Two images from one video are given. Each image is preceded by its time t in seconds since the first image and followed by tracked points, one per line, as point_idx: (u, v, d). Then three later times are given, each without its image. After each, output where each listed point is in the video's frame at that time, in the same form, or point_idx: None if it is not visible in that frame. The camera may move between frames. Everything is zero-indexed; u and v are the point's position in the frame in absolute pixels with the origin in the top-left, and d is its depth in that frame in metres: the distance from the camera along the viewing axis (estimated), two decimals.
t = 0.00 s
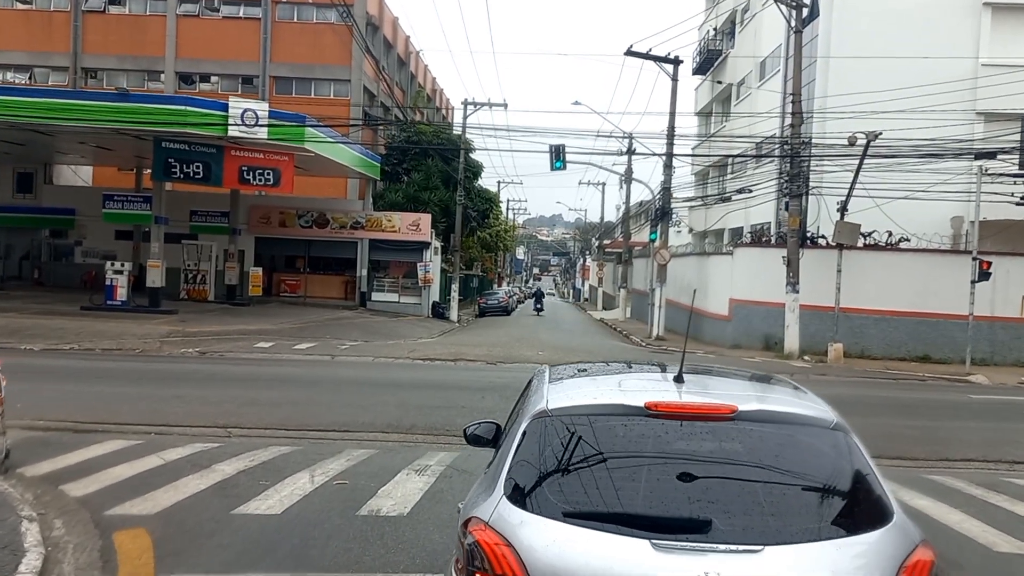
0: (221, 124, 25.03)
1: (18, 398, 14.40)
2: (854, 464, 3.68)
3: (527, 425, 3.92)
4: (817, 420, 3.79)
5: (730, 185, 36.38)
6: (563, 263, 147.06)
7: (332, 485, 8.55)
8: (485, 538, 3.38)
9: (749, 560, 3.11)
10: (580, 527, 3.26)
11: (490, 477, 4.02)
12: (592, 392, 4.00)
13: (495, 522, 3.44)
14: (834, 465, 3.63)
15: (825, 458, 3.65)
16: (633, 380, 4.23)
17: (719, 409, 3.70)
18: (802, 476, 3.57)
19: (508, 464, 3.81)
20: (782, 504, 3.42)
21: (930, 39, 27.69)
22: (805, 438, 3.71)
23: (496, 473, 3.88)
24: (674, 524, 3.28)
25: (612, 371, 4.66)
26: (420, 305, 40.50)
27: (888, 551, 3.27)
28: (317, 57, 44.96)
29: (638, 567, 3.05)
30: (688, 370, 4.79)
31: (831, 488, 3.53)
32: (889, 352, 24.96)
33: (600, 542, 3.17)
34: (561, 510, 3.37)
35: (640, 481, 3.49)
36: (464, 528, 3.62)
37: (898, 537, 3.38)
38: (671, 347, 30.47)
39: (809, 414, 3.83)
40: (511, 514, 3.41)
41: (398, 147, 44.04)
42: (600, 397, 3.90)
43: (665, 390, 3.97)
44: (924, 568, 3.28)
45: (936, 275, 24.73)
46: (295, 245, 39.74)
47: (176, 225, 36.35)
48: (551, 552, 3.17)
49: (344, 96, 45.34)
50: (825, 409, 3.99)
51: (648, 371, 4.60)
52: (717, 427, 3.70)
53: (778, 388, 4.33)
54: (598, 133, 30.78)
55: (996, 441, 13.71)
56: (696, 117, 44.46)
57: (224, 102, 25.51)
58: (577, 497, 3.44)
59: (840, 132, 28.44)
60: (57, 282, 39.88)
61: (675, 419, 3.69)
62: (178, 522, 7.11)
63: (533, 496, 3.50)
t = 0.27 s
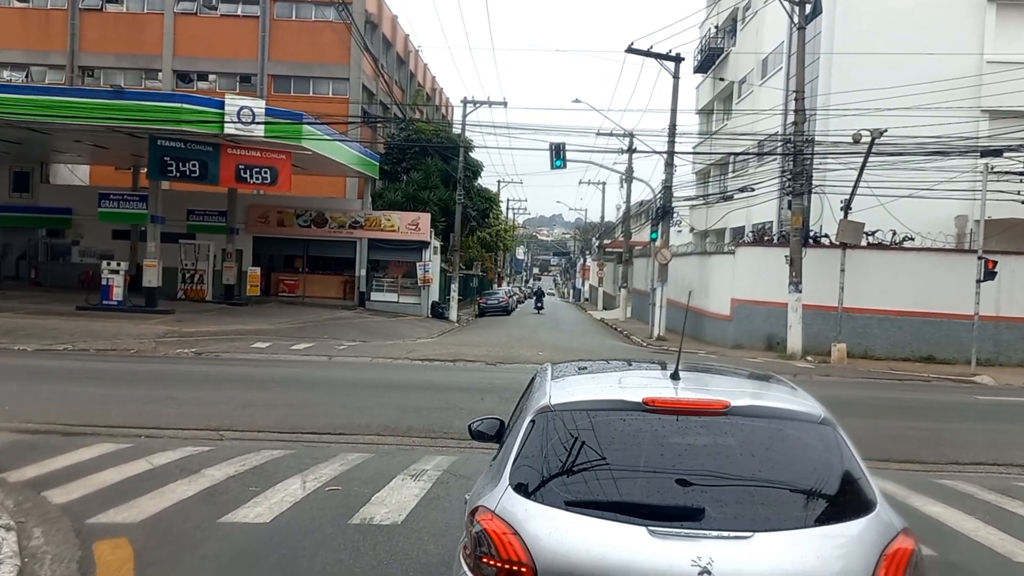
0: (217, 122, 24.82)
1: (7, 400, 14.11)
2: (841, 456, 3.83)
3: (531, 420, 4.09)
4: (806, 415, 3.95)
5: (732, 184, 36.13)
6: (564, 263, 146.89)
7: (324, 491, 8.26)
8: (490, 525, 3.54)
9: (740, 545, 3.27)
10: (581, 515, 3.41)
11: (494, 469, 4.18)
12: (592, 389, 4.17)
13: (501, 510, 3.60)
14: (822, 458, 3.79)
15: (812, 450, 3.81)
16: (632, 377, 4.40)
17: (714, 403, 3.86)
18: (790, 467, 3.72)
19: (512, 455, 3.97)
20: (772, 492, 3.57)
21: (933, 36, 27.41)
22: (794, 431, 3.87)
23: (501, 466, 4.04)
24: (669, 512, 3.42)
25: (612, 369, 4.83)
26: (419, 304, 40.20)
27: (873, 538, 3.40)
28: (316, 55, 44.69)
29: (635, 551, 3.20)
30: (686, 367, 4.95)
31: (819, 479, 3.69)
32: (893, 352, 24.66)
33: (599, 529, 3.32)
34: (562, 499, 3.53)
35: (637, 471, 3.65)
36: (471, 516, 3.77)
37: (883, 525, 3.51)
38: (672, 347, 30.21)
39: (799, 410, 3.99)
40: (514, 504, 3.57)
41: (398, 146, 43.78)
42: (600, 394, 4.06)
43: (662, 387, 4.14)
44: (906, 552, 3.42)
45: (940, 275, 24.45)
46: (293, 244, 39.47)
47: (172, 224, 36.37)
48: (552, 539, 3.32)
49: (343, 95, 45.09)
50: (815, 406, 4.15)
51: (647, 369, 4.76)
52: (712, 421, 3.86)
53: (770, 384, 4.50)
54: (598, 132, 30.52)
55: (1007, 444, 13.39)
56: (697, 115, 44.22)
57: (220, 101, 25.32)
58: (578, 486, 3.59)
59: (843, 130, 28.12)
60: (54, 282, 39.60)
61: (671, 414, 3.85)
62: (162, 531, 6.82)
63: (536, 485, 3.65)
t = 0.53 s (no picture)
0: (212, 119, 24.49)
1: None
2: (823, 445, 4.16)
3: (535, 411, 4.44)
4: (790, 408, 4.29)
5: (732, 183, 35.85)
6: (563, 263, 146.58)
7: (313, 498, 7.93)
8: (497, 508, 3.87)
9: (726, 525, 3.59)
10: (580, 499, 3.74)
11: (499, 458, 4.54)
12: (592, 384, 4.52)
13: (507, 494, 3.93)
14: (805, 447, 4.12)
15: (796, 439, 4.14)
16: (629, 373, 4.74)
17: (703, 396, 4.22)
18: (775, 455, 4.06)
19: (516, 444, 4.31)
20: (757, 476, 3.90)
21: (937, 32, 27.08)
22: (778, 423, 4.21)
23: (506, 455, 4.37)
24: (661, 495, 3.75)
25: (612, 365, 5.17)
26: (418, 304, 39.88)
27: (852, 519, 3.71)
28: (314, 53, 44.37)
29: (630, 532, 3.53)
30: (683, 364, 5.28)
31: (803, 467, 4.01)
32: (897, 353, 24.36)
33: (597, 511, 3.65)
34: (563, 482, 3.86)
35: (633, 457, 3.99)
36: (479, 500, 4.11)
37: (862, 507, 3.81)
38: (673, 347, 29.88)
39: (785, 403, 4.33)
40: (519, 489, 3.90)
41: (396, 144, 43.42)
42: (599, 388, 4.42)
43: (657, 381, 4.50)
44: (884, 531, 3.71)
45: (944, 275, 24.11)
46: (291, 243, 39.14)
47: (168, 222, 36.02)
48: (554, 520, 3.66)
49: (341, 93, 44.80)
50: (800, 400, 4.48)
51: (645, 366, 5.11)
52: (701, 413, 4.21)
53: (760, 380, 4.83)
54: (598, 129, 30.18)
55: (1019, 448, 13.06)
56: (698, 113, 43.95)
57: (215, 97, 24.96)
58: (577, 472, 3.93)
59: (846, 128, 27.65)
60: (49, 281, 39.27)
61: (664, 406, 4.21)
62: (141, 542, 6.51)
63: (538, 470, 3.99)
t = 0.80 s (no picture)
0: (205, 115, 24.06)
1: None
2: (804, 437, 4.59)
3: (538, 405, 4.89)
4: (774, 403, 4.73)
5: (732, 181, 35.51)
6: (562, 263, 146.28)
7: (299, 507, 7.56)
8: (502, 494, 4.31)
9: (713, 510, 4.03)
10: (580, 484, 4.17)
11: (504, 449, 4.97)
12: (591, 381, 4.96)
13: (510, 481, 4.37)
14: (788, 438, 4.56)
15: (778, 432, 4.57)
16: (626, 372, 5.19)
17: (692, 392, 4.68)
18: (758, 446, 4.49)
19: (519, 436, 4.76)
20: (742, 465, 4.33)
21: (940, 28, 26.73)
22: (762, 417, 4.66)
23: (510, 444, 4.82)
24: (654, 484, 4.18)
25: (610, 362, 5.63)
26: (415, 304, 39.49)
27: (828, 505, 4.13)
28: (310, 51, 43.97)
29: (626, 516, 3.96)
30: (678, 362, 5.71)
31: (786, 457, 4.44)
32: (900, 353, 23.97)
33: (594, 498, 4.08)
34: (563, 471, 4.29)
35: (628, 447, 4.43)
36: (485, 488, 4.54)
37: (838, 494, 4.24)
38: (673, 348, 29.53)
39: (769, 400, 4.77)
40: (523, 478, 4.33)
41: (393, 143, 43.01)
42: (596, 385, 4.87)
43: (650, 379, 4.95)
44: (858, 516, 4.14)
45: (948, 275, 23.77)
46: (287, 242, 38.75)
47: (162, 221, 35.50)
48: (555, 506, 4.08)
49: (338, 91, 44.44)
50: (783, 396, 4.91)
51: (641, 364, 5.55)
52: (693, 406, 4.67)
53: (747, 377, 5.27)
54: (596, 127, 29.78)
55: None
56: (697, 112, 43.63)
57: (208, 93, 24.50)
58: (578, 461, 4.37)
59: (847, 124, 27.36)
60: (43, 280, 38.86)
61: (658, 402, 4.66)
62: (114, 555, 6.15)
63: (540, 460, 4.42)
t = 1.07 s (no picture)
0: (197, 111, 23.60)
1: None
2: (788, 429, 4.87)
3: (536, 399, 5.17)
4: (759, 398, 5.01)
5: (731, 180, 35.19)
6: (560, 263, 145.86)
7: (282, 517, 7.14)
8: (504, 483, 4.59)
9: (701, 498, 4.32)
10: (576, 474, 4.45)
11: (505, 440, 5.24)
12: (587, 377, 5.24)
13: (511, 471, 4.64)
14: (773, 431, 4.84)
15: (764, 424, 4.87)
16: (620, 369, 5.46)
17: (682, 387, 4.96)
18: (745, 437, 4.77)
19: (519, 429, 5.03)
20: (729, 455, 4.61)
21: (943, 24, 26.35)
22: (747, 410, 4.94)
23: (511, 437, 5.08)
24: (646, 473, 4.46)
25: (606, 360, 5.88)
26: (411, 304, 39.10)
27: (809, 494, 4.41)
28: (306, 48, 43.56)
29: (620, 503, 4.25)
30: (671, 359, 5.97)
31: (770, 448, 4.72)
32: (903, 354, 23.62)
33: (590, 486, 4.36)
34: (560, 461, 4.57)
35: (621, 438, 4.71)
36: (487, 477, 4.81)
37: (819, 483, 4.52)
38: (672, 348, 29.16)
39: (755, 394, 5.06)
40: (523, 468, 4.60)
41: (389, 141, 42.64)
42: (592, 380, 5.15)
43: (643, 375, 5.23)
44: (838, 503, 4.42)
45: (953, 274, 23.38)
46: (281, 241, 38.33)
47: (155, 219, 35.05)
48: (554, 494, 4.35)
49: (335, 89, 44.04)
50: (769, 392, 5.19)
51: (636, 361, 5.82)
52: (683, 401, 4.95)
53: (736, 373, 5.54)
54: (595, 125, 29.37)
55: None
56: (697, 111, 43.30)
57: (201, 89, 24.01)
58: (573, 452, 4.64)
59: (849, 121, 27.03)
60: (35, 279, 38.40)
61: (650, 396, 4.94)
62: (80, 572, 5.73)
63: (539, 451, 4.70)
